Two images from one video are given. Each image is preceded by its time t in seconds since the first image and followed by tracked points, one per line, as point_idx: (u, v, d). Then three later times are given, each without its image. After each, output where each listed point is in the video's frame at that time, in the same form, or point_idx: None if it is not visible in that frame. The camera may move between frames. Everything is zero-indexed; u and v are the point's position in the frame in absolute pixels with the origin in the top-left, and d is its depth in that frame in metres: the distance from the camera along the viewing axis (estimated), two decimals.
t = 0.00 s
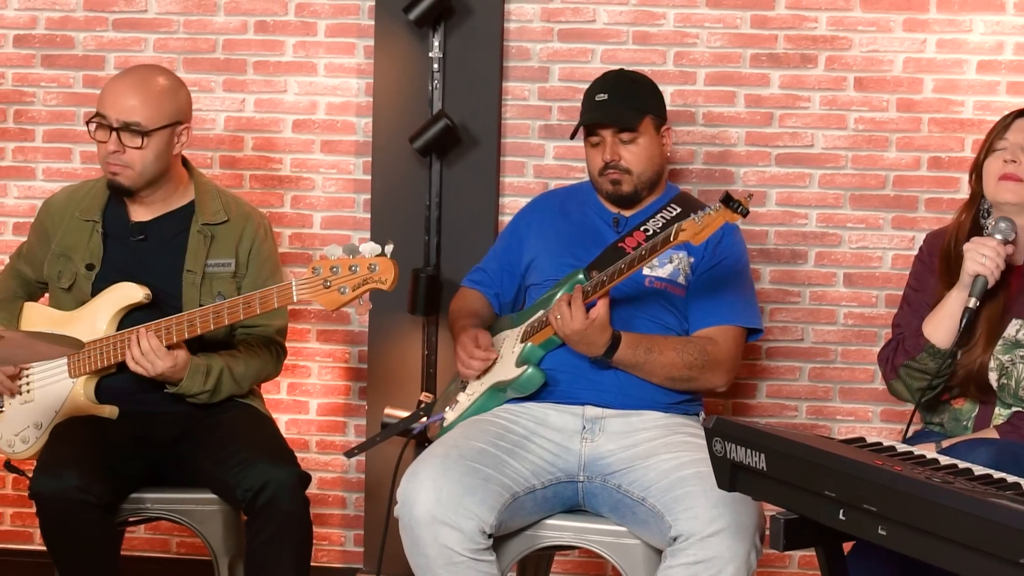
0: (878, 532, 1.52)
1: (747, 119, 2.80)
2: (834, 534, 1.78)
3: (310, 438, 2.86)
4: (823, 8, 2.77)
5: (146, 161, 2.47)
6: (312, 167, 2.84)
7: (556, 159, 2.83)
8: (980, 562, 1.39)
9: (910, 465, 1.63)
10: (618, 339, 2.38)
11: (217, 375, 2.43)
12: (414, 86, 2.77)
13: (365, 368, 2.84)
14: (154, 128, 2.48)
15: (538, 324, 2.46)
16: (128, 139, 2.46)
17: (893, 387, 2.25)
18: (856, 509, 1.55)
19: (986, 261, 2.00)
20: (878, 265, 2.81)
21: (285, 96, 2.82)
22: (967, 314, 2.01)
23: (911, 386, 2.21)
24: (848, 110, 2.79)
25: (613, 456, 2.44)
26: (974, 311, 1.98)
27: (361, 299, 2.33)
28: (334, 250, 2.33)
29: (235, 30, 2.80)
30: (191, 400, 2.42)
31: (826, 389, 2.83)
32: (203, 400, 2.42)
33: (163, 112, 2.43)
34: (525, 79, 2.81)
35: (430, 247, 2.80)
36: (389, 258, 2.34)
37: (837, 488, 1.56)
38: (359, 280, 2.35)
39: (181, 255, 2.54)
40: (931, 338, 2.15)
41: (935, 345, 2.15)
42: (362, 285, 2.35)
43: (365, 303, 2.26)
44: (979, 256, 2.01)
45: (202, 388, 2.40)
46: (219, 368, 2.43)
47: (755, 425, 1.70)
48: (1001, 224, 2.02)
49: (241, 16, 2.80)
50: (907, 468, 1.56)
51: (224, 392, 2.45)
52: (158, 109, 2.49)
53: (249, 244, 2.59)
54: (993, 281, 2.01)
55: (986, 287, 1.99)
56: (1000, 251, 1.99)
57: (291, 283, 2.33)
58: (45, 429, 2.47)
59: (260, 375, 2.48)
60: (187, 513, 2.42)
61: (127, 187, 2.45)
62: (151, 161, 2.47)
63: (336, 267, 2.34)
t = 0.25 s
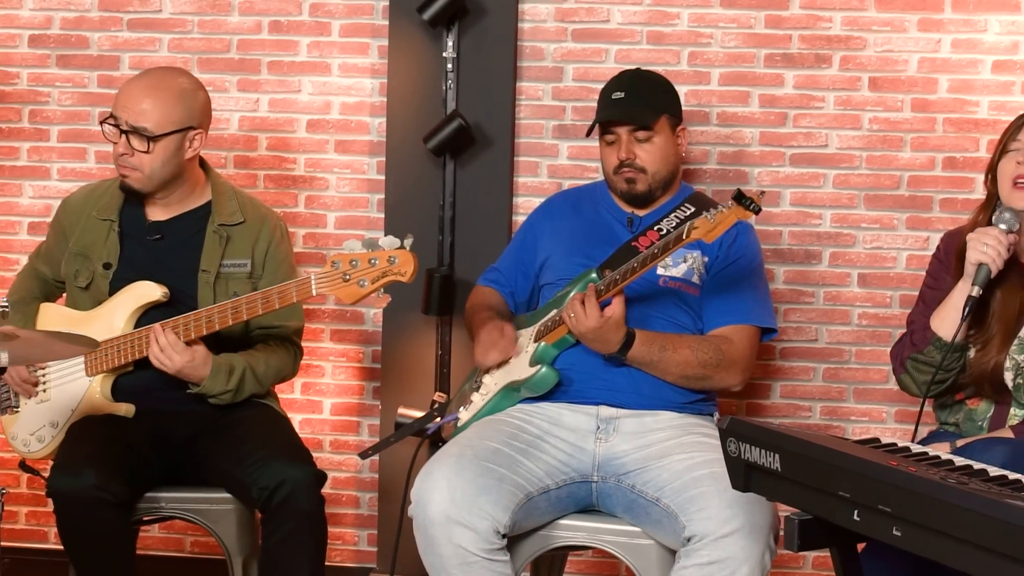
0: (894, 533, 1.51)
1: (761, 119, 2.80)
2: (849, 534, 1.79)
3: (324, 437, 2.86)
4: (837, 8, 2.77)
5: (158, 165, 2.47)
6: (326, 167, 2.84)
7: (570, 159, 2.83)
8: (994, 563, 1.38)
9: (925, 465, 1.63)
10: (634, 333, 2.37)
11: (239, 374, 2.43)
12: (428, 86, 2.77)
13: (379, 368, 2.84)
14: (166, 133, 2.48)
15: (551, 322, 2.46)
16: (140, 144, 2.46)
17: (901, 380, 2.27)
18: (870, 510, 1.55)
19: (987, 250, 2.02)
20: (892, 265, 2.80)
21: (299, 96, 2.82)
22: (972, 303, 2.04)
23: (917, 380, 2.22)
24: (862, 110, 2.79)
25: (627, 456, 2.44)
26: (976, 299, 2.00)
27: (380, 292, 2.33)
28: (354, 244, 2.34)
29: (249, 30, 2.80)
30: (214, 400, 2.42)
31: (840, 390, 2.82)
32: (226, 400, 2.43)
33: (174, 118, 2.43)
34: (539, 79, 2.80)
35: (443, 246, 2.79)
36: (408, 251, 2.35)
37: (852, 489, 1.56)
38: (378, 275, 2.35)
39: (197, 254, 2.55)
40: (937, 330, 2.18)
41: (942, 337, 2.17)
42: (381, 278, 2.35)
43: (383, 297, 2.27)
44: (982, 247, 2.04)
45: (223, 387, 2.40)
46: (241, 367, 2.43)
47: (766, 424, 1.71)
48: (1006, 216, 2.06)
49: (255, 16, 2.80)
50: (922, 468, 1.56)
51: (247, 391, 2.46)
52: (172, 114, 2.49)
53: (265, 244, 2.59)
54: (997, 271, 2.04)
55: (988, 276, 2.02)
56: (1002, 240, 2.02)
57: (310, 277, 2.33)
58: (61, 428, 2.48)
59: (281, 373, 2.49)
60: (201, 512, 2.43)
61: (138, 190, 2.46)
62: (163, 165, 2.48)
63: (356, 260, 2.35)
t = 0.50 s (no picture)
0: (910, 534, 1.51)
1: (777, 119, 2.80)
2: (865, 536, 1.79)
3: (340, 437, 2.87)
4: (854, 8, 2.76)
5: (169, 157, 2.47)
6: (342, 166, 2.84)
7: (585, 159, 2.83)
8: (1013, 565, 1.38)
9: (941, 465, 1.62)
10: (657, 337, 2.36)
11: (257, 371, 2.44)
12: (444, 86, 2.77)
13: (395, 367, 2.84)
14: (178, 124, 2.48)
15: (567, 323, 2.44)
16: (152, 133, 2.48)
17: (910, 368, 2.25)
18: (887, 511, 1.54)
19: (995, 234, 1.95)
20: (909, 265, 2.80)
21: (315, 96, 2.82)
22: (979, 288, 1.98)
23: (924, 367, 2.21)
24: (879, 110, 2.78)
25: (642, 457, 2.43)
26: (982, 284, 1.94)
27: (398, 300, 2.34)
28: (372, 251, 2.33)
29: (265, 30, 2.81)
30: (229, 394, 2.43)
31: (856, 390, 2.82)
32: (243, 396, 2.44)
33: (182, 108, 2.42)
34: (555, 79, 2.80)
35: (459, 246, 2.79)
36: (426, 259, 2.34)
37: (868, 490, 1.56)
38: (396, 282, 2.37)
39: (213, 254, 2.54)
40: (945, 317, 2.17)
41: (949, 324, 2.16)
42: (399, 285, 2.36)
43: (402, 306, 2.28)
44: (991, 232, 1.97)
45: (242, 384, 2.41)
46: (259, 366, 2.44)
47: (782, 424, 1.70)
48: (1017, 202, 2.00)
49: (271, 16, 2.80)
50: (938, 469, 1.55)
51: (261, 390, 2.46)
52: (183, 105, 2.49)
53: (282, 245, 2.59)
54: (1007, 256, 1.96)
55: (996, 260, 1.94)
56: (1011, 224, 1.95)
57: (327, 283, 2.33)
58: (76, 427, 2.49)
59: (297, 372, 2.49)
60: (217, 511, 2.43)
61: (149, 180, 2.47)
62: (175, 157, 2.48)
63: (374, 268, 2.35)
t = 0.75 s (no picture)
0: (926, 535, 1.51)
1: (793, 119, 2.79)
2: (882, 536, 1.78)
3: (355, 436, 2.87)
4: (870, 8, 2.75)
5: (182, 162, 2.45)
6: (358, 166, 2.85)
7: (601, 159, 2.82)
8: None
9: (959, 466, 1.62)
10: (677, 340, 2.37)
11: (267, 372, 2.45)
12: (460, 85, 2.77)
13: (410, 367, 2.85)
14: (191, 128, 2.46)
15: (579, 327, 2.43)
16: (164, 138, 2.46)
17: (921, 359, 2.25)
18: (904, 511, 1.54)
19: (1004, 217, 1.92)
20: (925, 266, 2.80)
21: (331, 96, 2.83)
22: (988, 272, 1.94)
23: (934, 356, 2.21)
24: (895, 110, 2.78)
25: (657, 457, 2.43)
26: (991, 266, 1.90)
27: (414, 304, 2.33)
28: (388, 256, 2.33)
29: (281, 30, 2.81)
30: (237, 395, 2.44)
31: (872, 391, 2.82)
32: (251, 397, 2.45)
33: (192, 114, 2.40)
34: (570, 79, 2.80)
35: (475, 245, 2.79)
36: (444, 265, 2.33)
37: (884, 491, 1.56)
38: (413, 287, 2.35)
39: (229, 254, 2.53)
40: (954, 305, 2.16)
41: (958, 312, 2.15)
42: (416, 290, 2.35)
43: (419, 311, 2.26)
44: (1001, 217, 1.94)
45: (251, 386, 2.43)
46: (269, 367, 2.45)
47: (800, 424, 1.69)
48: None
49: (288, 16, 2.81)
50: (955, 469, 1.55)
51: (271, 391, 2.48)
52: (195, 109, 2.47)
53: (297, 245, 2.56)
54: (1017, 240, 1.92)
55: (1006, 241, 1.90)
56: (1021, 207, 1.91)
57: (344, 287, 2.32)
58: (93, 425, 2.50)
59: (307, 375, 2.50)
60: (233, 510, 2.44)
61: (162, 185, 2.46)
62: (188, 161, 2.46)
63: (391, 272, 2.34)
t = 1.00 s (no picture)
0: (942, 536, 1.51)
1: (808, 119, 2.79)
2: (898, 538, 1.77)
3: (370, 436, 2.88)
4: (885, 8, 2.75)
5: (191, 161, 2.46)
6: (372, 166, 2.85)
7: (615, 159, 2.82)
8: None
9: (975, 467, 1.61)
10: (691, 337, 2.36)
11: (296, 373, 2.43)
12: (475, 85, 2.77)
13: (425, 367, 2.85)
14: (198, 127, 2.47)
15: (598, 322, 2.44)
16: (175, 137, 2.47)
17: (936, 358, 2.25)
18: (919, 512, 1.54)
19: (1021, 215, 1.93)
20: (940, 266, 2.79)
21: (346, 95, 2.83)
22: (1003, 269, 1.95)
23: (949, 354, 2.20)
24: (910, 110, 2.77)
25: (672, 457, 2.43)
26: (1006, 263, 1.91)
27: (431, 316, 2.32)
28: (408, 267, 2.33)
29: (296, 30, 2.81)
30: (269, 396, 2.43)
31: (887, 392, 2.82)
32: (284, 399, 2.43)
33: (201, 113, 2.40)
34: (585, 79, 2.80)
35: (489, 246, 2.79)
36: (462, 277, 2.32)
37: (900, 492, 1.56)
38: (430, 298, 2.34)
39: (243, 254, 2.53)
40: (970, 303, 2.16)
41: (974, 311, 2.15)
42: (433, 301, 2.33)
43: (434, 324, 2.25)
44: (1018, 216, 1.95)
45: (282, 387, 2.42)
46: (299, 367, 2.43)
47: (813, 425, 1.70)
48: None
49: (302, 16, 2.81)
50: (971, 470, 1.55)
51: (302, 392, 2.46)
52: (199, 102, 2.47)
53: (312, 245, 2.56)
54: None
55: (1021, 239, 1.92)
56: None
57: (361, 296, 2.33)
58: (109, 424, 2.50)
59: (335, 374, 2.49)
60: (249, 510, 2.44)
61: (173, 184, 2.46)
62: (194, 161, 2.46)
63: (408, 282, 2.33)
